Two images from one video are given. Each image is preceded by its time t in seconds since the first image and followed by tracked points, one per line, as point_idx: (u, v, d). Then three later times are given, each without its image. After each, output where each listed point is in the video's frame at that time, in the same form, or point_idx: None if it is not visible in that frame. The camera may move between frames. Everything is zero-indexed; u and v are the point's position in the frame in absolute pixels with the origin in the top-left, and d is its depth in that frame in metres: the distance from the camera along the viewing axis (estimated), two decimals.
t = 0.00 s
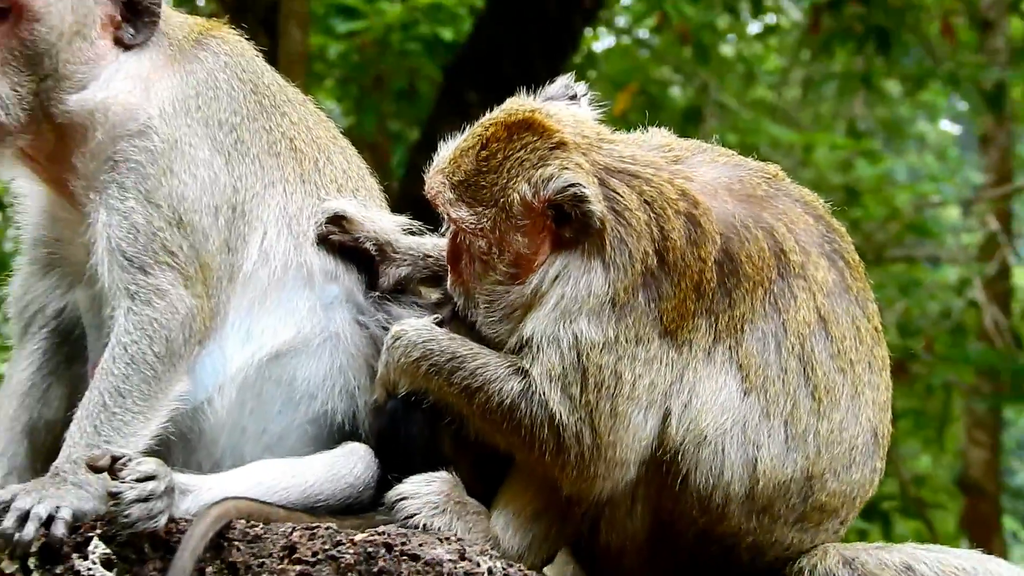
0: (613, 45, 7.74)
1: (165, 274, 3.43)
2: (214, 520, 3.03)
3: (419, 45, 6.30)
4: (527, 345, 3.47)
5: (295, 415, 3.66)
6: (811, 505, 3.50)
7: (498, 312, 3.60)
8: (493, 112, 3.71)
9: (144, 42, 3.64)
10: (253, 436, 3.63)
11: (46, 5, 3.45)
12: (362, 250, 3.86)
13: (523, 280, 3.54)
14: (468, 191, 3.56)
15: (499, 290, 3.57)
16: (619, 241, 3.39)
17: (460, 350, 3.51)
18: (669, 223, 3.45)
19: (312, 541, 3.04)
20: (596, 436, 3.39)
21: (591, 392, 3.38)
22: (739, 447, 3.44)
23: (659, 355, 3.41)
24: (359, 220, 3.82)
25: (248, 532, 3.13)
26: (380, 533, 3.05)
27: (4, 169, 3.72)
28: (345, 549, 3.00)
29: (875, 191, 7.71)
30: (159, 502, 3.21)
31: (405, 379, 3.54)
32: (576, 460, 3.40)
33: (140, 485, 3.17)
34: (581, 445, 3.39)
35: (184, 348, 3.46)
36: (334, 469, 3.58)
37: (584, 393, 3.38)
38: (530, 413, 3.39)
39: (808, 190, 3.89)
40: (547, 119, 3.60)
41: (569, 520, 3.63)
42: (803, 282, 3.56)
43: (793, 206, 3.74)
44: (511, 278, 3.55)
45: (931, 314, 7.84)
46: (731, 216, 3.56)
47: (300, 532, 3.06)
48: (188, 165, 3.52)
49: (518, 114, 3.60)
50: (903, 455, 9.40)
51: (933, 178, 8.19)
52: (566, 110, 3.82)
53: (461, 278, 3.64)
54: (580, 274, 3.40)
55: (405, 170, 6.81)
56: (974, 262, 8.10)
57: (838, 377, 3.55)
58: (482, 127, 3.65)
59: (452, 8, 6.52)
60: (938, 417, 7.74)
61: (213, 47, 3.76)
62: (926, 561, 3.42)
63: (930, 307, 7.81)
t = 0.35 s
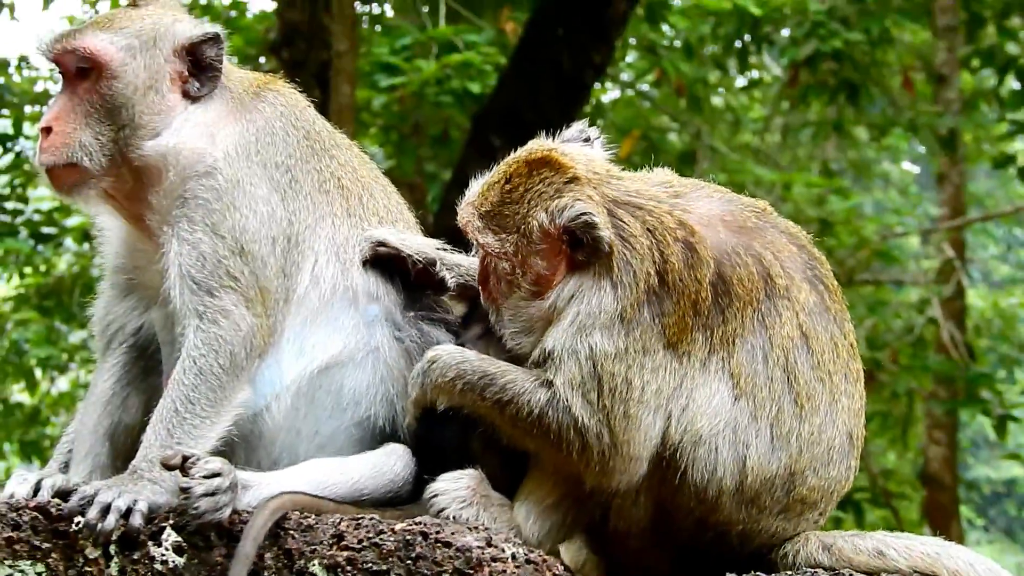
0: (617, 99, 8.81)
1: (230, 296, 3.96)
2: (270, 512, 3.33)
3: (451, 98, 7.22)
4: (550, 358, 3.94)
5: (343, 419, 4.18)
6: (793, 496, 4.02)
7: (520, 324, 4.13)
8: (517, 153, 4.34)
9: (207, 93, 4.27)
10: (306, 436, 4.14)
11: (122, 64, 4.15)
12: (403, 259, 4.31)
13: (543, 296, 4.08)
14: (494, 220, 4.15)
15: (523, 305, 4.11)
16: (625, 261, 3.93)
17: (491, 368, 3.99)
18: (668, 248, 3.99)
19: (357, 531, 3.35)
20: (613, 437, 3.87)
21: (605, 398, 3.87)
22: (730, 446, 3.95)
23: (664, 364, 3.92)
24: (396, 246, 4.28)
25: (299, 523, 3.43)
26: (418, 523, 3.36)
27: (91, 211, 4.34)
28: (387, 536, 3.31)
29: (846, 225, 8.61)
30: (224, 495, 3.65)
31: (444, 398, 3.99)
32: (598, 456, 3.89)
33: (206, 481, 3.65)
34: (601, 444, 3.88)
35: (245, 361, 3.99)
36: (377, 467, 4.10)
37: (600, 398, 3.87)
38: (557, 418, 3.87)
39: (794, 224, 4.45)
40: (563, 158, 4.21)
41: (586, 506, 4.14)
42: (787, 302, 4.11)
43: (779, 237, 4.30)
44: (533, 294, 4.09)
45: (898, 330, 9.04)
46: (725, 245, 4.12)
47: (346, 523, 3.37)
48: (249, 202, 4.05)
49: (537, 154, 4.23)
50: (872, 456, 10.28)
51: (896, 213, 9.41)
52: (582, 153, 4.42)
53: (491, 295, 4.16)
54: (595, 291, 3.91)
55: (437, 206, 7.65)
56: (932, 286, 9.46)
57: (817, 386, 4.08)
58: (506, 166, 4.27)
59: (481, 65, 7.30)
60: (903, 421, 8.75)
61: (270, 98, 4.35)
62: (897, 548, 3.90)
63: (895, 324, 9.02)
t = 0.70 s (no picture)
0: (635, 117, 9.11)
1: (247, 315, 3.96)
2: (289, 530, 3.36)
3: (468, 115, 7.43)
4: (575, 368, 3.95)
5: (359, 433, 4.20)
6: (806, 513, 4.02)
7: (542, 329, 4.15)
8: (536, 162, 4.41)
9: (221, 110, 4.28)
10: (324, 453, 4.16)
11: (134, 84, 4.18)
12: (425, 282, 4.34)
13: (564, 302, 4.10)
14: (514, 226, 4.20)
15: (544, 311, 4.13)
16: (643, 265, 3.94)
17: (518, 379, 4.02)
18: (687, 254, 4.00)
19: (373, 547, 3.35)
20: (642, 442, 3.88)
21: (632, 405, 3.87)
22: (746, 461, 3.95)
23: (687, 370, 3.92)
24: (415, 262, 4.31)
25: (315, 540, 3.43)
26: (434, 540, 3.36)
27: (110, 231, 4.40)
28: (404, 553, 3.31)
29: (864, 242, 8.98)
30: (241, 514, 3.61)
31: (472, 411, 4.00)
32: (627, 463, 3.90)
33: (223, 499, 3.59)
34: (630, 450, 3.89)
35: (264, 380, 3.97)
36: (394, 486, 4.10)
37: (626, 406, 3.87)
38: (585, 428, 3.88)
39: (815, 244, 4.47)
40: (582, 163, 4.27)
41: (603, 515, 4.14)
42: (805, 316, 4.12)
43: (798, 254, 4.33)
44: (554, 301, 4.12)
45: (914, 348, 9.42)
46: (745, 257, 4.14)
47: (363, 540, 3.37)
48: (266, 220, 4.05)
49: (556, 160, 4.30)
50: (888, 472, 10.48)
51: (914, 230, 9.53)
52: (602, 162, 4.46)
53: (512, 306, 4.18)
54: (614, 297, 3.93)
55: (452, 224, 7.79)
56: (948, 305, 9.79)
57: (834, 403, 4.07)
58: (526, 173, 4.34)
59: (497, 83, 7.49)
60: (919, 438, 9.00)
61: (287, 116, 4.37)
62: (911, 566, 3.94)
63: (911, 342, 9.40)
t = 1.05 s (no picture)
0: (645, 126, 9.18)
1: (255, 323, 3.94)
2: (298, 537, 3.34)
3: (477, 124, 7.43)
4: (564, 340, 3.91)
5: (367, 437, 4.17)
6: (814, 522, 4.01)
7: (549, 318, 4.09)
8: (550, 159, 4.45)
9: (226, 117, 4.27)
10: (333, 462, 4.14)
11: (137, 93, 4.17)
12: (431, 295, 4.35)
13: (573, 290, 4.08)
14: (529, 216, 4.20)
15: (552, 298, 4.11)
16: (656, 256, 3.91)
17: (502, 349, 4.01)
18: (698, 247, 3.99)
19: (382, 557, 3.34)
20: (597, 420, 3.90)
21: (604, 385, 3.86)
22: (749, 467, 3.94)
23: (676, 366, 3.93)
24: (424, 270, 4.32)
25: (324, 549, 3.43)
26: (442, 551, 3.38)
27: (119, 240, 4.41)
28: (412, 563, 3.31)
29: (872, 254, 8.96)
30: (249, 522, 3.58)
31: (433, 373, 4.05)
32: (563, 434, 3.92)
33: (232, 507, 3.55)
34: (574, 424, 3.90)
35: (273, 388, 3.95)
36: (402, 494, 4.08)
37: (597, 383, 3.85)
38: (536, 392, 3.91)
39: (829, 254, 4.49)
40: (599, 155, 4.30)
41: (610, 523, 4.06)
42: (813, 322, 4.12)
43: (810, 261, 4.34)
44: (562, 288, 4.10)
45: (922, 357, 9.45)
46: (756, 257, 4.13)
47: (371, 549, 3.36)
48: (274, 228, 4.05)
49: (572, 152, 4.32)
50: (896, 480, 10.56)
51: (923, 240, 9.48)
52: (620, 159, 4.49)
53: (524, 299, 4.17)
54: (621, 286, 3.90)
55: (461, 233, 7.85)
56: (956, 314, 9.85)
57: (838, 412, 4.07)
58: (544, 166, 4.36)
59: (506, 93, 7.52)
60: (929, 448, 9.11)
61: (296, 125, 4.37)
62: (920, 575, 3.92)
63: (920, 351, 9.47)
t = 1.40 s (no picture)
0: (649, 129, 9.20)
1: (260, 327, 3.92)
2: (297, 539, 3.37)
3: (481, 127, 7.43)
4: (582, 351, 3.92)
5: (372, 437, 4.18)
6: (819, 526, 4.00)
7: (561, 324, 4.09)
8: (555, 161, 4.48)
9: (228, 119, 4.28)
10: (336, 465, 4.15)
11: (140, 96, 4.17)
12: (426, 298, 4.35)
13: (585, 290, 4.08)
14: (536, 217, 4.22)
15: (564, 300, 4.11)
16: (662, 253, 3.94)
17: (496, 383, 3.97)
18: (704, 245, 3.99)
19: (385, 560, 3.32)
20: (631, 432, 3.88)
21: (632, 397, 3.87)
22: (758, 470, 3.94)
23: (692, 369, 3.92)
24: (423, 273, 4.35)
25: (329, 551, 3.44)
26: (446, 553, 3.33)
27: (123, 244, 4.41)
28: (414, 566, 3.27)
29: (877, 255, 9.08)
30: (253, 525, 3.55)
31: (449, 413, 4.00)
32: (609, 458, 3.90)
33: (235, 510, 3.52)
34: (616, 443, 3.88)
35: (277, 392, 3.94)
36: (406, 497, 4.09)
37: (626, 397, 3.86)
38: (570, 422, 3.85)
39: (835, 256, 4.49)
40: (604, 156, 4.33)
41: (613, 526, 4.06)
42: (821, 323, 4.12)
43: (818, 263, 4.34)
44: (574, 289, 4.10)
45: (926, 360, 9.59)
46: (763, 258, 4.14)
47: (375, 551, 3.37)
48: (278, 231, 4.04)
49: (575, 152, 4.36)
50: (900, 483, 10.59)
51: (927, 243, 9.52)
52: (626, 161, 4.51)
53: (530, 304, 4.17)
54: (631, 287, 3.93)
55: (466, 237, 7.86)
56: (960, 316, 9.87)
57: (844, 415, 4.07)
58: (546, 169, 4.38)
59: (511, 96, 7.52)
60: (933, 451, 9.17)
61: (300, 128, 4.37)
62: None
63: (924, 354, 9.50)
